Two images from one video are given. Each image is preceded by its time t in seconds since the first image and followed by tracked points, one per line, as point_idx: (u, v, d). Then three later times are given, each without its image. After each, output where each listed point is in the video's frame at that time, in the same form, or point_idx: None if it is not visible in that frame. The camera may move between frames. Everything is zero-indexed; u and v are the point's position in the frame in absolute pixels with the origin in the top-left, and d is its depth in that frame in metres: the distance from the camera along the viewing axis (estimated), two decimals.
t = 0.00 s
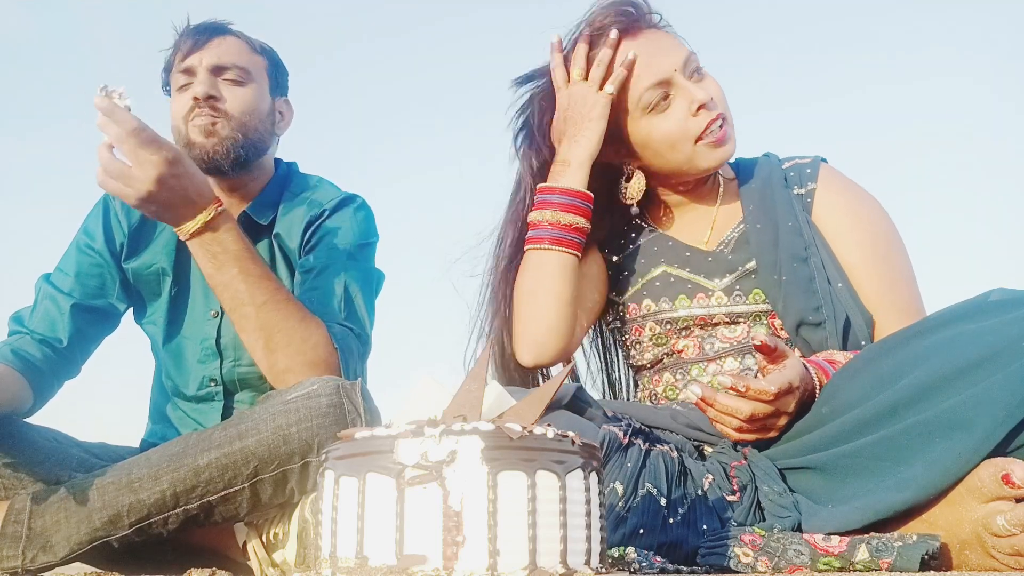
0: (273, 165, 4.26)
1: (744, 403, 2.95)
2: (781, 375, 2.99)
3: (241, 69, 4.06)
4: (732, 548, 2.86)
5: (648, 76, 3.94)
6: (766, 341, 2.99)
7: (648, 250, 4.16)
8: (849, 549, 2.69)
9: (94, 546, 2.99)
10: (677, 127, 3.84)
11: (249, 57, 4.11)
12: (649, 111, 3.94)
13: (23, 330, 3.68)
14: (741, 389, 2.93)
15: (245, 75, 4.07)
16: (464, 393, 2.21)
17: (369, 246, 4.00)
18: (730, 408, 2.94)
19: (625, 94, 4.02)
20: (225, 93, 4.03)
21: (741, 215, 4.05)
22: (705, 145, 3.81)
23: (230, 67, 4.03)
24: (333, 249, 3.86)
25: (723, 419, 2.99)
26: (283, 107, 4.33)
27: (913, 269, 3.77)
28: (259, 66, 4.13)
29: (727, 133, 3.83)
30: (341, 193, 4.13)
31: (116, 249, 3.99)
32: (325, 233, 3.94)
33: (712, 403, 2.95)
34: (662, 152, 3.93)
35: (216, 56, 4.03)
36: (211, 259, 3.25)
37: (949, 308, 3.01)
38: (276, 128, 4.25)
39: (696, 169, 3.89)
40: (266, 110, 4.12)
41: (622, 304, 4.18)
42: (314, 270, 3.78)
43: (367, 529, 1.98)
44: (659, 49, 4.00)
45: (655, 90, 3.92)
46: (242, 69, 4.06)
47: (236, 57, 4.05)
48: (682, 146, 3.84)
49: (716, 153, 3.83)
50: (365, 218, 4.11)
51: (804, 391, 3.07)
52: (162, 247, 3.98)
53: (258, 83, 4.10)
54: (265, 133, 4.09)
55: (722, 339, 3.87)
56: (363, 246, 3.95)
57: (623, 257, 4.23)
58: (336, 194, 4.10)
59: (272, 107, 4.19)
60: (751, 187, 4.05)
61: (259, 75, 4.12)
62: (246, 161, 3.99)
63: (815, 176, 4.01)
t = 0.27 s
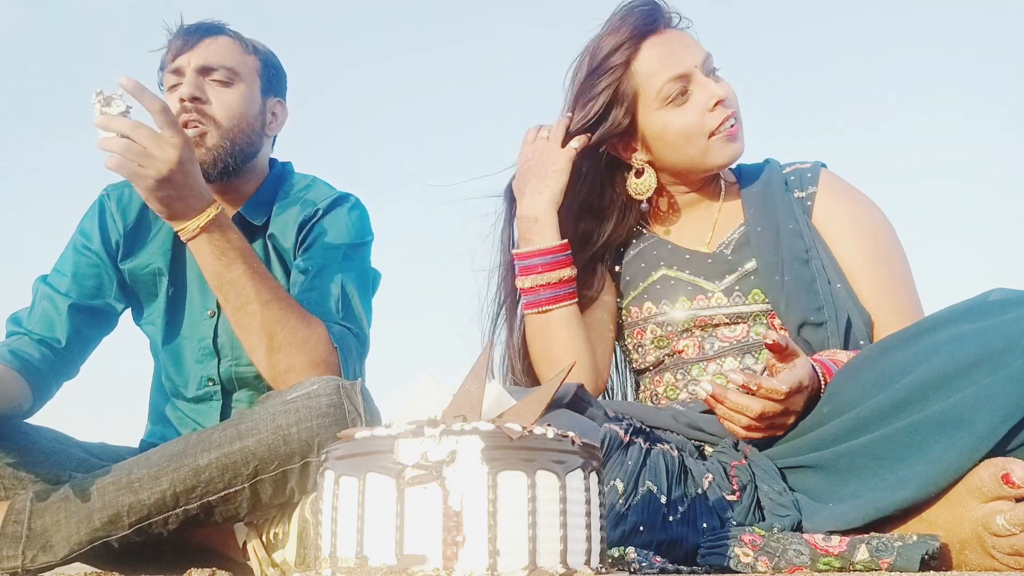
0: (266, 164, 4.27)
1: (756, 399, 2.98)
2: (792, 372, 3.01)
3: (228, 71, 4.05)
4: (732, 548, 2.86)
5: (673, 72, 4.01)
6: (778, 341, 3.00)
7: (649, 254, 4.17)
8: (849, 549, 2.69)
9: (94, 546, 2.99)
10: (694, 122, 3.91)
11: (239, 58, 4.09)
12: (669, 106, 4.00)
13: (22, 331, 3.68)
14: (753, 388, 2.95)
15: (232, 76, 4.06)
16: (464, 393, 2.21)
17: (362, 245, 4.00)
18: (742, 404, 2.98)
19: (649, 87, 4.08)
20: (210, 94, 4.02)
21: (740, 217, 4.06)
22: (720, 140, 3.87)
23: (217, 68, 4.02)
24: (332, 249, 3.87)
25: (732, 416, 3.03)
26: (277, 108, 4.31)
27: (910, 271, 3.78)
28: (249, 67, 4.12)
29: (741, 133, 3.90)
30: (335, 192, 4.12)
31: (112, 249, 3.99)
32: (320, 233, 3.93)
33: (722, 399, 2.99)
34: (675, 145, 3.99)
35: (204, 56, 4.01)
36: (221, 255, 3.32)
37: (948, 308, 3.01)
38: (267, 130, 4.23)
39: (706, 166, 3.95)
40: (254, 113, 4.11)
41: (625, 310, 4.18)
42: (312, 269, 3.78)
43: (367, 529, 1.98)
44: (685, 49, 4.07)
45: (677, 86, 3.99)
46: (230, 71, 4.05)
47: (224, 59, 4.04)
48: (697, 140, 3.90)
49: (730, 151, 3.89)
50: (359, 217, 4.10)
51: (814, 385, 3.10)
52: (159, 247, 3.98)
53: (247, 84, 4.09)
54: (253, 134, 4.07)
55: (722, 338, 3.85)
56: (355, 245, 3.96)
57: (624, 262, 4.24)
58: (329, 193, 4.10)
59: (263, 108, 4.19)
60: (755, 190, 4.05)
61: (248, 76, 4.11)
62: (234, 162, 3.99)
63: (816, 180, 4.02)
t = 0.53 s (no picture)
0: (268, 165, 4.27)
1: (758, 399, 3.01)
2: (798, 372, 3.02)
3: (231, 72, 4.03)
4: (732, 548, 2.86)
5: (640, 79, 4.04)
6: (783, 341, 2.95)
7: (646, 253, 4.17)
8: (849, 549, 2.69)
9: (94, 546, 2.99)
10: (662, 129, 3.95)
11: (243, 59, 4.08)
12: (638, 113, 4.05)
13: (23, 331, 3.68)
14: (756, 388, 2.98)
15: (234, 77, 4.04)
16: (464, 393, 2.21)
17: (360, 245, 4.01)
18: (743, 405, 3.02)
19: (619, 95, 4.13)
20: (214, 95, 4.01)
21: (740, 216, 4.05)
22: (686, 147, 3.92)
23: (221, 70, 4.01)
24: (332, 249, 3.87)
25: (733, 414, 3.08)
26: (279, 108, 4.29)
27: (911, 271, 3.77)
28: (252, 69, 4.11)
29: (711, 136, 3.90)
30: (337, 192, 4.13)
31: (114, 249, 3.98)
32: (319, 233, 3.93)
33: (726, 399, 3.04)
34: (647, 152, 4.06)
35: (208, 57, 4.00)
36: (233, 252, 3.35)
37: (948, 309, 3.01)
38: (269, 130, 4.22)
39: (679, 171, 4.01)
40: (257, 113, 4.10)
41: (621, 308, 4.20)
42: (313, 268, 3.77)
43: (367, 529, 1.98)
44: (656, 53, 4.09)
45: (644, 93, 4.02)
46: (234, 72, 4.04)
47: (228, 60, 4.02)
48: (665, 147, 3.96)
49: (700, 156, 3.93)
50: (360, 217, 4.11)
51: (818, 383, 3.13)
52: (161, 247, 3.99)
53: (250, 86, 4.09)
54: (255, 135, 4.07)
55: (717, 338, 3.85)
56: (353, 245, 3.96)
57: (622, 262, 4.25)
58: (330, 193, 4.10)
59: (265, 109, 4.18)
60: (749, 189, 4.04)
61: (250, 78, 4.10)
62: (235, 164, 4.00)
63: (814, 180, 4.01)
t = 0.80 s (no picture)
0: (269, 166, 4.26)
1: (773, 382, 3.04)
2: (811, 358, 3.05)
3: (232, 77, 4.02)
4: (732, 548, 2.86)
5: (613, 89, 4.07)
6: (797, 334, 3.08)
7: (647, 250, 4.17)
8: (849, 549, 2.69)
9: (94, 546, 2.99)
10: (634, 138, 4.03)
11: (243, 63, 4.05)
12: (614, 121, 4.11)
13: (23, 331, 3.68)
14: (770, 376, 3.03)
15: (236, 83, 4.03)
16: (464, 394, 2.21)
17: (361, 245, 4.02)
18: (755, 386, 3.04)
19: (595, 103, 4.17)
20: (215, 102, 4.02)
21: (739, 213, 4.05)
22: (658, 156, 4.01)
23: (222, 74, 3.99)
24: (332, 249, 3.86)
25: (742, 401, 3.10)
26: (282, 111, 4.27)
27: (908, 266, 3.77)
28: (253, 72, 4.08)
29: (682, 145, 3.98)
30: (337, 191, 4.13)
31: (114, 249, 3.99)
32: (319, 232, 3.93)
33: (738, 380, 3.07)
34: (624, 158, 4.15)
35: (209, 61, 3.98)
36: (246, 245, 3.47)
37: (948, 307, 3.00)
38: (269, 134, 4.21)
39: (654, 176, 4.11)
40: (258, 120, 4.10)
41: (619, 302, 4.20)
42: (314, 268, 3.77)
43: (367, 529, 1.98)
44: (632, 59, 4.09)
45: (617, 102, 4.06)
46: (235, 77, 4.01)
47: (229, 64, 4.00)
48: (637, 156, 4.05)
49: (671, 163, 4.01)
50: (361, 216, 4.12)
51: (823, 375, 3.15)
52: (161, 248, 3.99)
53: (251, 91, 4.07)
54: (254, 142, 4.07)
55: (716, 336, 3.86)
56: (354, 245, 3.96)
57: (620, 258, 4.27)
58: (330, 193, 4.10)
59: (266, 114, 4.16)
60: (749, 188, 4.06)
61: (252, 82, 4.08)
62: (234, 170, 4.03)
63: (812, 175, 4.01)
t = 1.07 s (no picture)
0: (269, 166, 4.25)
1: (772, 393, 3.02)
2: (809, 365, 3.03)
3: (230, 78, 4.02)
4: (732, 548, 2.86)
5: (617, 83, 4.11)
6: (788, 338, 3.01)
7: (649, 246, 4.18)
8: (849, 549, 2.69)
9: (94, 546, 2.99)
10: (634, 132, 4.07)
11: (241, 63, 4.05)
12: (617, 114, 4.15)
13: (23, 331, 3.68)
14: (766, 378, 3.00)
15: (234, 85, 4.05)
16: (464, 394, 2.21)
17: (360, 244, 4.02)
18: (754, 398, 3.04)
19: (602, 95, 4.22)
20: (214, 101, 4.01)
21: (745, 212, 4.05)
22: (658, 148, 4.04)
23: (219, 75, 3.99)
24: (333, 249, 3.87)
25: (742, 404, 3.08)
26: (281, 111, 4.27)
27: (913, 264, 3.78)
28: (252, 72, 4.08)
29: (683, 138, 4.00)
30: (337, 190, 4.14)
31: (115, 250, 3.99)
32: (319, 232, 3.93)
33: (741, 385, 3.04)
34: (626, 150, 4.19)
35: (207, 62, 3.98)
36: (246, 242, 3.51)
37: (945, 307, 3.03)
38: (269, 134, 4.21)
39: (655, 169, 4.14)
40: (257, 120, 4.09)
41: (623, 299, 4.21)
42: (315, 268, 3.77)
43: (367, 529, 1.98)
44: (638, 54, 4.13)
45: (621, 95, 4.10)
46: (233, 77, 4.01)
47: (227, 65, 4.00)
48: (638, 149, 4.09)
49: (671, 157, 4.04)
50: (362, 217, 4.14)
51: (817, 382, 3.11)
52: (161, 249, 3.99)
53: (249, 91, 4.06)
54: (253, 143, 4.07)
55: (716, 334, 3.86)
56: (353, 245, 3.97)
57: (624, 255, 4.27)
58: (330, 193, 4.10)
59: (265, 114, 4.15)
60: (755, 186, 4.05)
61: (250, 82, 4.08)
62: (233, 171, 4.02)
63: (821, 176, 3.99)
